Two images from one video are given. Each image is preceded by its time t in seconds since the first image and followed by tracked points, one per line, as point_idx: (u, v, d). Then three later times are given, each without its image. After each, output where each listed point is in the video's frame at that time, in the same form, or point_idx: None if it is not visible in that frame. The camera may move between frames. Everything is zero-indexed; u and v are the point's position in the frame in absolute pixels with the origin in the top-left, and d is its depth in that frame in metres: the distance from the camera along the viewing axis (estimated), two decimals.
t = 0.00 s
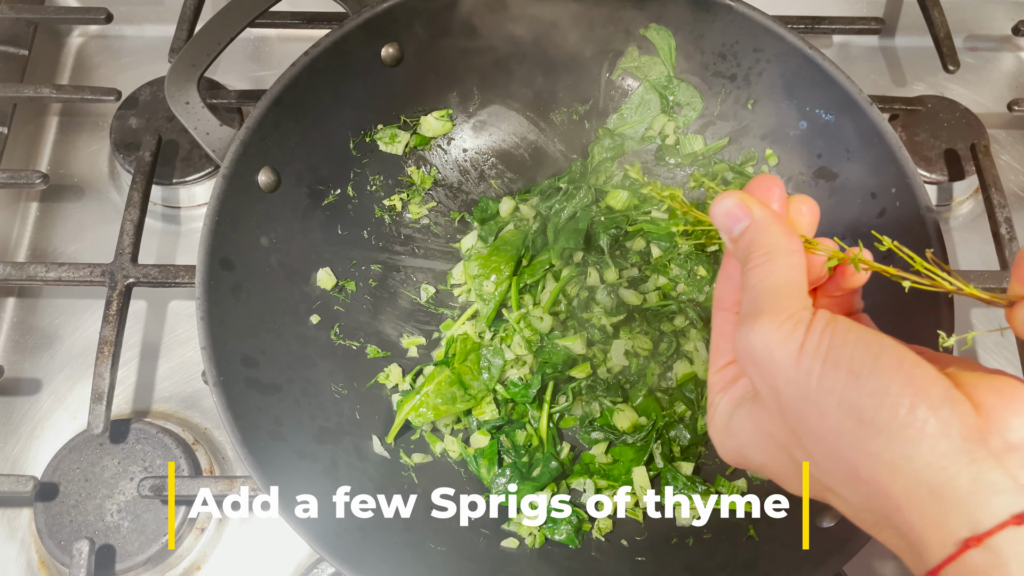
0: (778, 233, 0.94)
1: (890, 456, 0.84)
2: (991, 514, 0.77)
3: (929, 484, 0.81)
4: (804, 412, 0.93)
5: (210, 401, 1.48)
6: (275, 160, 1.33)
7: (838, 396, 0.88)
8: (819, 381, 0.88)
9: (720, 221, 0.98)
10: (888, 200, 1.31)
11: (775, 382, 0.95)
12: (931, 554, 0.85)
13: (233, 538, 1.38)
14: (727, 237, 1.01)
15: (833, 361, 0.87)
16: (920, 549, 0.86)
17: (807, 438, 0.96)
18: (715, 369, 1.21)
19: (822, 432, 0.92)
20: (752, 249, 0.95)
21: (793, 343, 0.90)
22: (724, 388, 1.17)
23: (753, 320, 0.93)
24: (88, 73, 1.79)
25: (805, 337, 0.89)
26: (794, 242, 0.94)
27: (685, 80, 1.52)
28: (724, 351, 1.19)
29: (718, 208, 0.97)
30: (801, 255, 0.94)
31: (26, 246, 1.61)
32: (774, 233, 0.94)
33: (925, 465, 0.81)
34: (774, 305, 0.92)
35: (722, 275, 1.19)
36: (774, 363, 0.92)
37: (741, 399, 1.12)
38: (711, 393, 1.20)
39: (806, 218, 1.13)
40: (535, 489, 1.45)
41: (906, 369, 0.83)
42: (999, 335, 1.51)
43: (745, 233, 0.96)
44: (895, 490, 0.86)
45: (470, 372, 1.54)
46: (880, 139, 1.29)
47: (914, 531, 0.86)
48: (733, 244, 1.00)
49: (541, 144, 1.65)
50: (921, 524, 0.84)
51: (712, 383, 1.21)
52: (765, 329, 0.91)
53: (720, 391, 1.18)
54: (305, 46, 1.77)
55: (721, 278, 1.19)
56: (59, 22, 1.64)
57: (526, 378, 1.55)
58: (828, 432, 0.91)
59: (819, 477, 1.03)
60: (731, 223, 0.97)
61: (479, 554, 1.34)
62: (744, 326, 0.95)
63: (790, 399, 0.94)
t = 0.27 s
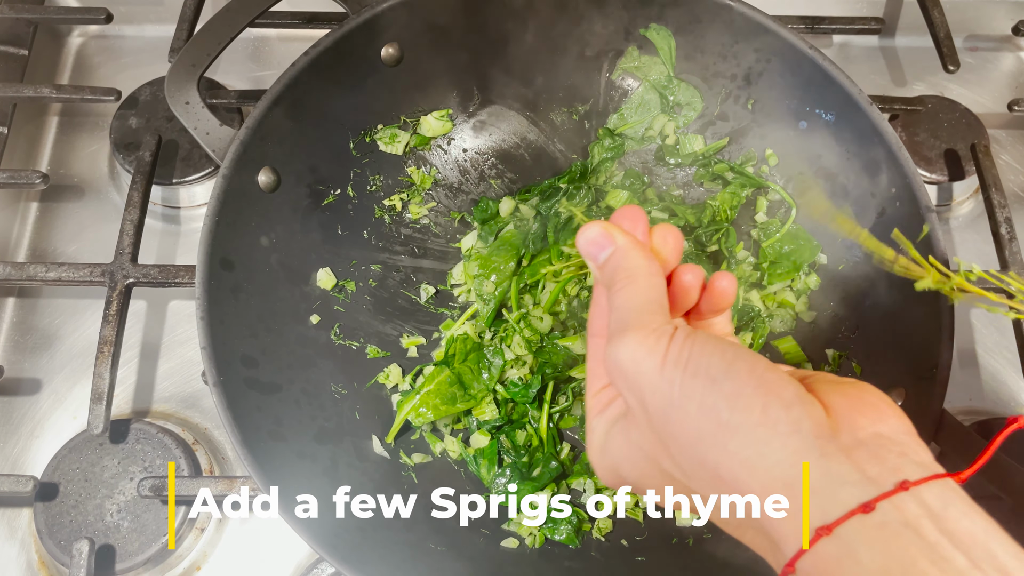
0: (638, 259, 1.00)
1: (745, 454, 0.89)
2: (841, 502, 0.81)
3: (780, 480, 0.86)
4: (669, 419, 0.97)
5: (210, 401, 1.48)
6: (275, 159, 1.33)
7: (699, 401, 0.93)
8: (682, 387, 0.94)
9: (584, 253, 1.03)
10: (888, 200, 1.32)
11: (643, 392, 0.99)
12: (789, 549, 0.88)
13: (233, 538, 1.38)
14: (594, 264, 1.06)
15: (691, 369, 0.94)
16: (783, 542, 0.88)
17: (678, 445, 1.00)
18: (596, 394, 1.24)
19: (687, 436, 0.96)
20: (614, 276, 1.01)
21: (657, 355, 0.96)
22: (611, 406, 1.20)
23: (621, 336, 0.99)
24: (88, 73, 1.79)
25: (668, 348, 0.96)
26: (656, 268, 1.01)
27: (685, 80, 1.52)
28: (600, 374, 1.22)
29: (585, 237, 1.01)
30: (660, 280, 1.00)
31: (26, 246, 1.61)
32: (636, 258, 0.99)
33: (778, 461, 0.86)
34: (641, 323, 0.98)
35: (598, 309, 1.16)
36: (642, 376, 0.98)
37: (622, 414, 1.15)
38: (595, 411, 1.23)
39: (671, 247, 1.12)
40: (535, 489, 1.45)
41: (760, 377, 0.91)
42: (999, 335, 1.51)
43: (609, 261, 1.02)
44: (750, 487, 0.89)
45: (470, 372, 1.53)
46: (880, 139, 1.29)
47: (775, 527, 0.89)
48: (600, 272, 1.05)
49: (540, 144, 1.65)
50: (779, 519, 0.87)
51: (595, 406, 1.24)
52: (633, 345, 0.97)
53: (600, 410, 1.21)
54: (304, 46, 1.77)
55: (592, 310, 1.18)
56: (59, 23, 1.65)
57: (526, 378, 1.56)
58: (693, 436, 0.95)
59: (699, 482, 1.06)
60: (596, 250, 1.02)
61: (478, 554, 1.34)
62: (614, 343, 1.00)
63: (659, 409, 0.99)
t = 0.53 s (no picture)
0: (674, 261, 1.08)
1: (832, 416, 0.89)
2: (927, 475, 0.85)
3: (867, 446, 0.87)
4: (749, 382, 0.94)
5: (210, 401, 1.48)
6: (275, 159, 1.33)
7: (789, 363, 0.93)
8: (767, 350, 0.94)
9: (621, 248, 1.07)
10: (888, 200, 1.31)
11: (715, 357, 0.96)
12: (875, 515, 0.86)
13: (233, 538, 1.38)
14: (621, 270, 1.10)
15: (779, 336, 0.96)
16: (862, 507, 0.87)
17: (743, 413, 0.95)
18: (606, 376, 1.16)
19: (759, 401, 0.93)
20: (660, 269, 1.05)
21: (739, 322, 0.96)
22: (628, 388, 1.11)
23: (696, 305, 0.98)
24: (88, 73, 1.79)
25: (750, 316, 0.98)
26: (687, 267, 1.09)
27: (685, 80, 1.52)
28: (610, 361, 1.18)
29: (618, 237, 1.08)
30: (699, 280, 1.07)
31: (26, 246, 1.61)
32: (672, 259, 1.08)
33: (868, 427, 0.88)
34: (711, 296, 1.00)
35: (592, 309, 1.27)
36: (720, 340, 0.95)
37: (649, 392, 1.06)
38: (607, 397, 1.13)
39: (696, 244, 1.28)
40: (535, 489, 1.45)
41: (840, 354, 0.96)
42: (1000, 335, 1.51)
43: (641, 263, 1.07)
44: (831, 452, 0.89)
45: (470, 372, 1.53)
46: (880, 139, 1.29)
47: (855, 491, 0.87)
48: (627, 277, 1.10)
49: (540, 144, 1.65)
50: (862, 482, 0.87)
51: (599, 390, 1.16)
52: (714, 310, 0.97)
53: (619, 393, 1.11)
54: (304, 46, 1.77)
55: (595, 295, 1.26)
56: (59, 23, 1.64)
57: (526, 378, 1.56)
58: (769, 401, 0.92)
59: (738, 456, 1.01)
60: (625, 256, 1.08)
61: (478, 554, 1.34)
62: (683, 312, 0.98)
63: (727, 375, 0.95)
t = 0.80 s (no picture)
0: (708, 271, 1.13)
1: (857, 426, 0.88)
2: (954, 483, 0.81)
3: (895, 452, 0.86)
4: (782, 391, 0.96)
5: (210, 401, 1.48)
6: (275, 159, 1.33)
7: (813, 373, 0.92)
8: (793, 361, 0.94)
9: (657, 273, 1.18)
10: (888, 200, 1.31)
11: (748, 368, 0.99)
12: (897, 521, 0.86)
13: (233, 538, 1.38)
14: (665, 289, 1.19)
15: (807, 343, 0.94)
16: (887, 514, 0.87)
17: (781, 419, 1.00)
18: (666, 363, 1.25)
19: (793, 409, 0.96)
20: (693, 283, 1.11)
21: (768, 330, 0.97)
22: (687, 374, 1.19)
23: (726, 317, 1.01)
24: (87, 73, 1.79)
25: (781, 322, 0.97)
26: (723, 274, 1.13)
27: (685, 80, 1.52)
28: (668, 346, 1.25)
29: (656, 263, 1.18)
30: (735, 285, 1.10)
31: (26, 246, 1.61)
32: (707, 272, 1.12)
33: (894, 436, 0.86)
34: (742, 305, 1.01)
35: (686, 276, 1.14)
36: (751, 354, 0.98)
37: (701, 391, 1.13)
38: (671, 382, 1.21)
39: (762, 200, 1.22)
40: (535, 489, 1.45)
41: (873, 355, 0.91)
42: (1000, 335, 1.50)
43: (677, 282, 1.15)
44: (860, 461, 0.89)
45: (469, 372, 1.53)
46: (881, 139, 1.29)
47: (882, 500, 0.88)
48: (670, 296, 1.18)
49: (540, 144, 1.65)
50: (888, 491, 0.86)
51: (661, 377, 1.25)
52: (743, 322, 0.98)
53: (680, 378, 1.19)
54: (304, 46, 1.77)
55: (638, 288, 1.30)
56: (59, 23, 1.64)
57: (526, 378, 1.56)
58: (801, 408, 0.95)
59: (785, 456, 1.05)
60: (665, 277, 1.17)
61: (478, 554, 1.34)
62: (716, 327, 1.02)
63: (763, 384, 0.99)
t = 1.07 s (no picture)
0: (714, 248, 0.99)
1: (862, 418, 0.87)
2: (959, 465, 0.80)
3: (900, 441, 0.84)
4: (787, 393, 0.93)
5: (210, 401, 1.48)
6: (275, 159, 1.33)
7: (819, 371, 0.90)
8: (799, 360, 0.91)
9: (653, 240, 0.99)
10: (888, 200, 1.32)
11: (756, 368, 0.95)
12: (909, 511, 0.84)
13: (233, 538, 1.38)
14: (661, 255, 1.01)
15: (810, 343, 0.91)
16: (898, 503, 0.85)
17: (789, 422, 0.96)
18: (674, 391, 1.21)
19: (801, 409, 0.92)
20: (698, 261, 0.98)
21: (775, 332, 0.93)
22: (695, 400, 1.15)
23: (734, 315, 0.96)
24: (87, 73, 1.78)
25: (785, 326, 0.93)
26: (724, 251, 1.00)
27: (685, 80, 1.52)
28: (675, 374, 1.22)
29: (649, 230, 0.98)
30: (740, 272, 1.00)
31: (26, 246, 1.61)
32: (714, 247, 0.99)
33: (900, 423, 0.84)
34: (751, 301, 0.96)
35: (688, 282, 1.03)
36: (760, 355, 0.94)
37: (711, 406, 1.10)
38: (681, 408, 1.18)
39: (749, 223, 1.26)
40: (535, 489, 1.45)
41: (870, 346, 0.89)
42: (1001, 335, 1.50)
43: (682, 248, 0.98)
44: (869, 453, 0.87)
45: (469, 372, 1.53)
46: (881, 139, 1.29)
47: (891, 487, 0.86)
48: (663, 260, 1.02)
49: (540, 144, 1.65)
50: (898, 479, 0.85)
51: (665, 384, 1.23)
52: (751, 320, 0.94)
53: (688, 405, 1.16)
54: (304, 46, 1.77)
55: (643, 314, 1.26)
56: (59, 23, 1.64)
57: (525, 378, 1.56)
58: (809, 407, 0.91)
59: (795, 460, 1.02)
60: (665, 241, 0.98)
61: (478, 554, 1.34)
62: (726, 322, 0.97)
63: (771, 387, 0.95)
